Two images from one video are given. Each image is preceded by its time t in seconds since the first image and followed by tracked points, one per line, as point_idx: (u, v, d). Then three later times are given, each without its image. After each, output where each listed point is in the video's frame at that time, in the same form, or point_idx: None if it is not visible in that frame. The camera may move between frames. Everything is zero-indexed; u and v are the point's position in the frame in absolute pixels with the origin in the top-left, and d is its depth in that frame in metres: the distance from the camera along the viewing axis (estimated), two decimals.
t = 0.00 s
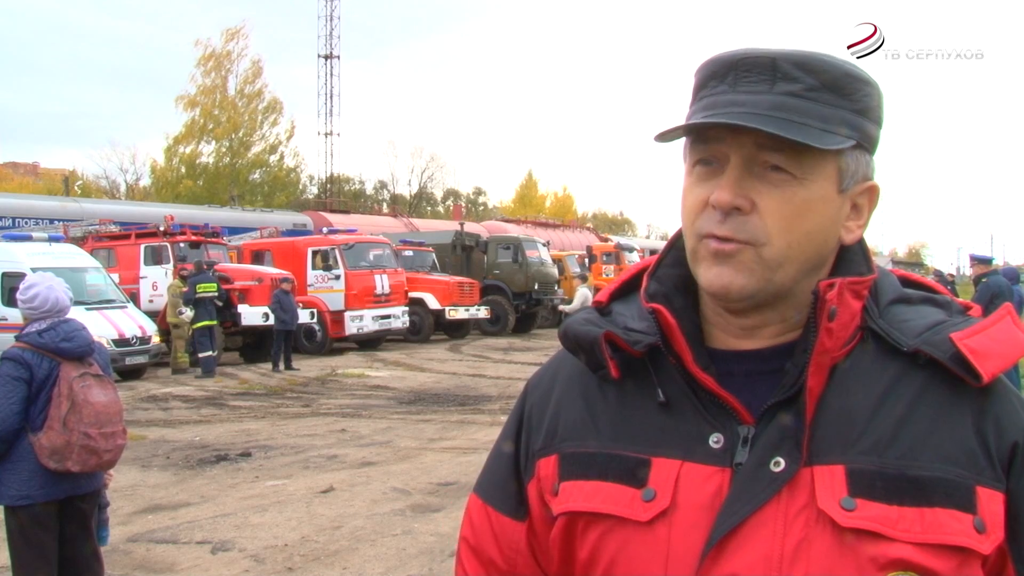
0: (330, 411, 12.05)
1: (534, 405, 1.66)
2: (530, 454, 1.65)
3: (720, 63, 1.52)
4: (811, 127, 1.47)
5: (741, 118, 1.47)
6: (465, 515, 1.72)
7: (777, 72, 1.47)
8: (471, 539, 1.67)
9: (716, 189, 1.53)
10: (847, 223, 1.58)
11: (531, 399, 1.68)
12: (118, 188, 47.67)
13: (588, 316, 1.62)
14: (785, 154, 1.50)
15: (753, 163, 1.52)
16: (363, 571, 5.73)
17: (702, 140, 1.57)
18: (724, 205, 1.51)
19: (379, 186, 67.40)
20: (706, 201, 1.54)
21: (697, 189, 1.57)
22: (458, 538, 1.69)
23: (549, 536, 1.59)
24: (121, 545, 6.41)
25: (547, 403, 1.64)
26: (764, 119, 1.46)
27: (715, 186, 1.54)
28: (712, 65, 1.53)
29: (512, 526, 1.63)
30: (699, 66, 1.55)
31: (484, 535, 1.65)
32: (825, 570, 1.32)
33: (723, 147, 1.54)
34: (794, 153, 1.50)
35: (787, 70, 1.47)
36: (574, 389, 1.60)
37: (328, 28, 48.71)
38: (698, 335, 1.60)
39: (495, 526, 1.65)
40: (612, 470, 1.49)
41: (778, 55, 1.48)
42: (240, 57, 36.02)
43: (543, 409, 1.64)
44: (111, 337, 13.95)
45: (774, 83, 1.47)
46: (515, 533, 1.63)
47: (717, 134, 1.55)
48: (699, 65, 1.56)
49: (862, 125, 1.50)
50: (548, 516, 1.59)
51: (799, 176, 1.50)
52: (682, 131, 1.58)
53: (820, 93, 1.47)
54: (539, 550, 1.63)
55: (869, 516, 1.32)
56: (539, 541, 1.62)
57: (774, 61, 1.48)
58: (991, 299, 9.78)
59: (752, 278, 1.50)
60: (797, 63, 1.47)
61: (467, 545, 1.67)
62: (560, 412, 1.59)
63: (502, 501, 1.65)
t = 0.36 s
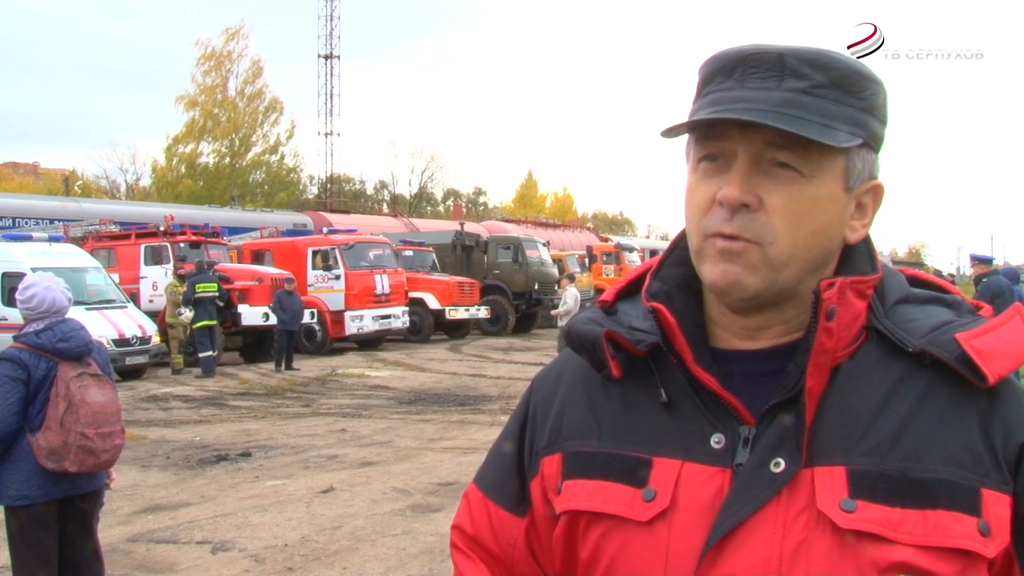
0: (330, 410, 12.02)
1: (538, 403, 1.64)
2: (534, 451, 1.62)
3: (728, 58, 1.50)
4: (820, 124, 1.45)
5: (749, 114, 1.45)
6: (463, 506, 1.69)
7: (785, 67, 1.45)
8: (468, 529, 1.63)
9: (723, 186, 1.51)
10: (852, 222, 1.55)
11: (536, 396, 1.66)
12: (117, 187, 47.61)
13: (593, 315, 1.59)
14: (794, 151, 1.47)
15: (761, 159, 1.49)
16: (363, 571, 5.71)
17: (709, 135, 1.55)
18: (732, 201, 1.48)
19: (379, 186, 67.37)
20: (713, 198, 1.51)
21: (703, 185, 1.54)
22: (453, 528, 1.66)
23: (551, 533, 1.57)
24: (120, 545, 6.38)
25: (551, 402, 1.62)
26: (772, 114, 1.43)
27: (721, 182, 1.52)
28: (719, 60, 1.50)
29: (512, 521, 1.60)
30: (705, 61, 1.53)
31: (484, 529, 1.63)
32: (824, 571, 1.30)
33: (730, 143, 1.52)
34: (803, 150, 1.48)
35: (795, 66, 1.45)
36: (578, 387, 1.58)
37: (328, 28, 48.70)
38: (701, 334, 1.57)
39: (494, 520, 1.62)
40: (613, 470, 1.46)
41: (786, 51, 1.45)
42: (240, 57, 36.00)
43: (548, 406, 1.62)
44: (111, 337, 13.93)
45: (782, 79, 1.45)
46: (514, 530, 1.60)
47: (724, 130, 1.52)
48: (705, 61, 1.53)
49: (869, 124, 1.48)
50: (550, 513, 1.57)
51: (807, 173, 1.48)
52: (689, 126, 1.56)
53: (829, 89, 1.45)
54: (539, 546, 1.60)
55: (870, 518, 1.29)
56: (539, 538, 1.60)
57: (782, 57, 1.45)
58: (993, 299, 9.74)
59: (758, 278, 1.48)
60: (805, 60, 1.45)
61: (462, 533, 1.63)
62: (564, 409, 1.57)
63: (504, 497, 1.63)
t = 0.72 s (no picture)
0: (330, 410, 12.01)
1: (538, 409, 1.63)
2: (533, 459, 1.62)
3: (730, 60, 1.49)
4: (825, 125, 1.44)
5: (753, 118, 1.44)
6: (462, 518, 1.68)
7: (789, 68, 1.44)
8: (469, 542, 1.63)
9: (727, 189, 1.50)
10: (857, 223, 1.55)
11: (534, 402, 1.65)
12: (117, 187, 47.56)
13: (595, 319, 1.59)
14: (799, 154, 1.47)
15: (765, 162, 1.49)
16: (363, 571, 5.70)
17: (711, 140, 1.54)
18: (737, 205, 1.48)
19: (379, 187, 67.36)
20: (717, 201, 1.50)
21: (708, 188, 1.54)
22: (455, 541, 1.66)
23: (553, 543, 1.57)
24: (120, 545, 6.38)
25: (551, 408, 1.61)
26: (776, 118, 1.43)
27: (727, 185, 1.51)
28: (721, 61, 1.49)
29: (516, 534, 1.60)
30: (708, 62, 1.51)
31: (485, 540, 1.62)
32: None
33: (734, 145, 1.51)
34: (808, 152, 1.47)
35: (800, 66, 1.44)
36: (580, 392, 1.57)
37: (329, 28, 48.71)
38: (704, 339, 1.57)
39: (496, 533, 1.61)
40: (620, 477, 1.46)
41: (790, 52, 1.45)
42: (240, 57, 36.01)
43: (548, 413, 1.61)
44: (111, 337, 13.92)
45: (787, 80, 1.44)
46: (519, 541, 1.60)
47: (727, 133, 1.51)
48: (706, 62, 1.53)
49: (874, 125, 1.47)
50: (553, 523, 1.56)
51: (813, 175, 1.47)
52: (691, 130, 1.54)
53: (834, 91, 1.44)
54: (542, 556, 1.60)
55: (885, 522, 1.29)
56: (542, 548, 1.59)
57: (786, 57, 1.44)
58: (993, 299, 9.73)
59: (766, 283, 1.47)
60: (809, 60, 1.44)
61: (463, 548, 1.64)
62: (565, 415, 1.56)
63: (503, 506, 1.62)
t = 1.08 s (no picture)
0: (330, 410, 12.02)
1: (538, 412, 1.64)
2: (536, 460, 1.62)
3: (721, 59, 1.49)
4: (816, 124, 1.44)
5: (745, 114, 1.44)
6: (473, 520, 1.69)
7: (779, 67, 1.45)
8: (480, 543, 1.63)
9: (719, 186, 1.51)
10: (848, 220, 1.55)
11: (536, 404, 1.65)
12: (117, 187, 47.57)
13: (589, 321, 1.59)
14: (791, 150, 1.47)
15: (756, 159, 1.49)
16: (363, 571, 5.71)
17: (704, 137, 1.54)
18: (728, 202, 1.48)
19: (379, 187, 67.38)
20: (709, 199, 1.51)
21: (699, 186, 1.54)
22: (467, 544, 1.66)
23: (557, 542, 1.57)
24: (120, 546, 6.38)
25: (551, 409, 1.62)
26: (767, 116, 1.43)
27: (718, 182, 1.52)
28: (713, 60, 1.50)
29: (523, 533, 1.61)
30: (698, 62, 1.52)
31: (494, 540, 1.63)
32: (830, 573, 1.29)
33: (726, 143, 1.51)
34: (800, 148, 1.47)
35: (789, 65, 1.44)
36: (578, 392, 1.58)
37: (329, 28, 48.80)
38: (698, 335, 1.57)
39: (506, 533, 1.62)
40: (617, 476, 1.46)
41: (779, 50, 1.45)
42: (240, 57, 36.05)
43: (548, 414, 1.62)
44: (111, 337, 13.92)
45: (776, 79, 1.45)
46: (526, 541, 1.60)
47: (719, 131, 1.52)
48: (698, 62, 1.53)
49: (864, 122, 1.47)
50: (556, 522, 1.57)
51: (803, 172, 1.48)
52: (684, 129, 1.55)
53: (824, 89, 1.44)
54: (548, 556, 1.60)
55: (874, 520, 1.29)
56: (549, 547, 1.60)
57: (775, 57, 1.45)
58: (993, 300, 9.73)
59: (757, 279, 1.47)
60: (798, 59, 1.44)
61: (474, 549, 1.64)
62: (564, 416, 1.57)
63: (511, 507, 1.62)
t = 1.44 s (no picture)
0: (330, 410, 12.06)
1: (545, 406, 1.69)
2: (542, 453, 1.67)
3: (729, 60, 1.54)
4: (822, 124, 1.49)
5: (751, 113, 1.49)
6: (479, 512, 1.74)
7: (786, 69, 1.49)
8: (487, 534, 1.68)
9: (726, 182, 1.56)
10: (848, 219, 1.60)
11: (542, 399, 1.70)
12: (117, 187, 47.63)
13: (597, 316, 1.64)
14: (796, 148, 1.53)
15: (762, 156, 1.54)
16: (363, 571, 5.75)
17: (712, 134, 1.59)
18: (735, 196, 1.53)
19: (379, 186, 67.44)
20: (716, 194, 1.56)
21: (707, 182, 1.59)
22: (474, 536, 1.71)
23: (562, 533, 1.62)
24: (121, 546, 6.42)
25: (557, 403, 1.67)
26: (774, 114, 1.48)
27: (725, 178, 1.57)
28: (722, 62, 1.55)
29: (528, 525, 1.65)
30: (707, 63, 1.57)
31: (500, 530, 1.68)
32: (826, 559, 1.34)
33: (734, 140, 1.56)
34: (803, 147, 1.53)
35: (796, 67, 1.49)
36: (585, 386, 1.63)
37: (328, 27, 48.93)
38: (702, 329, 1.62)
39: (510, 524, 1.67)
40: (621, 466, 1.51)
41: (786, 54, 1.50)
42: (240, 57, 36.11)
43: (554, 408, 1.66)
44: (111, 337, 13.98)
45: (783, 80, 1.50)
46: (531, 532, 1.65)
47: (727, 128, 1.57)
48: (707, 64, 1.58)
49: (866, 125, 1.52)
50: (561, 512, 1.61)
51: (808, 169, 1.53)
52: (692, 126, 1.60)
53: (828, 90, 1.49)
54: (553, 547, 1.65)
55: (870, 507, 1.34)
56: (552, 538, 1.64)
57: (782, 59, 1.50)
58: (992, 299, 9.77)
59: (762, 272, 1.52)
60: (805, 61, 1.49)
61: (482, 540, 1.69)
62: (570, 410, 1.62)
63: (517, 499, 1.67)
